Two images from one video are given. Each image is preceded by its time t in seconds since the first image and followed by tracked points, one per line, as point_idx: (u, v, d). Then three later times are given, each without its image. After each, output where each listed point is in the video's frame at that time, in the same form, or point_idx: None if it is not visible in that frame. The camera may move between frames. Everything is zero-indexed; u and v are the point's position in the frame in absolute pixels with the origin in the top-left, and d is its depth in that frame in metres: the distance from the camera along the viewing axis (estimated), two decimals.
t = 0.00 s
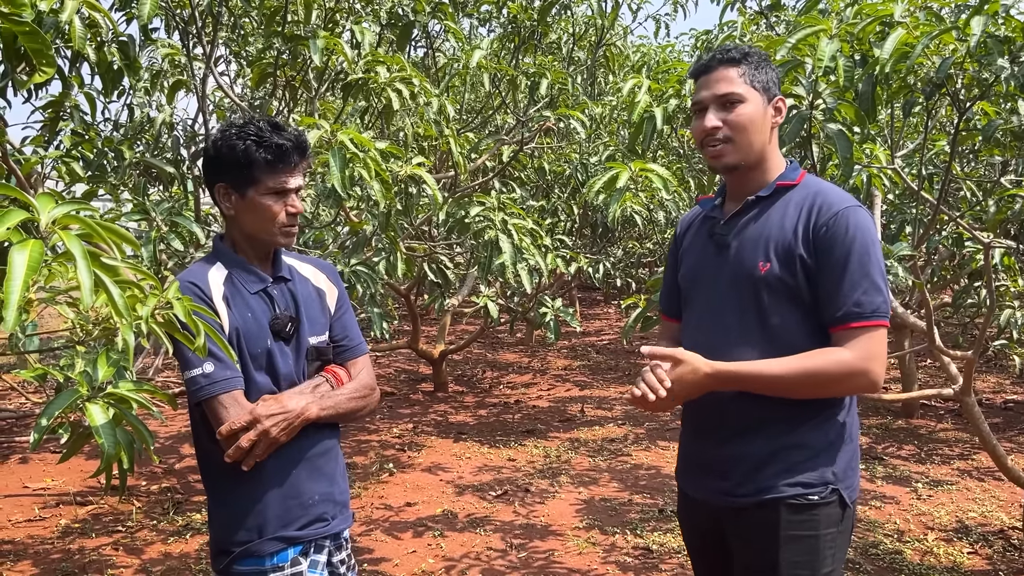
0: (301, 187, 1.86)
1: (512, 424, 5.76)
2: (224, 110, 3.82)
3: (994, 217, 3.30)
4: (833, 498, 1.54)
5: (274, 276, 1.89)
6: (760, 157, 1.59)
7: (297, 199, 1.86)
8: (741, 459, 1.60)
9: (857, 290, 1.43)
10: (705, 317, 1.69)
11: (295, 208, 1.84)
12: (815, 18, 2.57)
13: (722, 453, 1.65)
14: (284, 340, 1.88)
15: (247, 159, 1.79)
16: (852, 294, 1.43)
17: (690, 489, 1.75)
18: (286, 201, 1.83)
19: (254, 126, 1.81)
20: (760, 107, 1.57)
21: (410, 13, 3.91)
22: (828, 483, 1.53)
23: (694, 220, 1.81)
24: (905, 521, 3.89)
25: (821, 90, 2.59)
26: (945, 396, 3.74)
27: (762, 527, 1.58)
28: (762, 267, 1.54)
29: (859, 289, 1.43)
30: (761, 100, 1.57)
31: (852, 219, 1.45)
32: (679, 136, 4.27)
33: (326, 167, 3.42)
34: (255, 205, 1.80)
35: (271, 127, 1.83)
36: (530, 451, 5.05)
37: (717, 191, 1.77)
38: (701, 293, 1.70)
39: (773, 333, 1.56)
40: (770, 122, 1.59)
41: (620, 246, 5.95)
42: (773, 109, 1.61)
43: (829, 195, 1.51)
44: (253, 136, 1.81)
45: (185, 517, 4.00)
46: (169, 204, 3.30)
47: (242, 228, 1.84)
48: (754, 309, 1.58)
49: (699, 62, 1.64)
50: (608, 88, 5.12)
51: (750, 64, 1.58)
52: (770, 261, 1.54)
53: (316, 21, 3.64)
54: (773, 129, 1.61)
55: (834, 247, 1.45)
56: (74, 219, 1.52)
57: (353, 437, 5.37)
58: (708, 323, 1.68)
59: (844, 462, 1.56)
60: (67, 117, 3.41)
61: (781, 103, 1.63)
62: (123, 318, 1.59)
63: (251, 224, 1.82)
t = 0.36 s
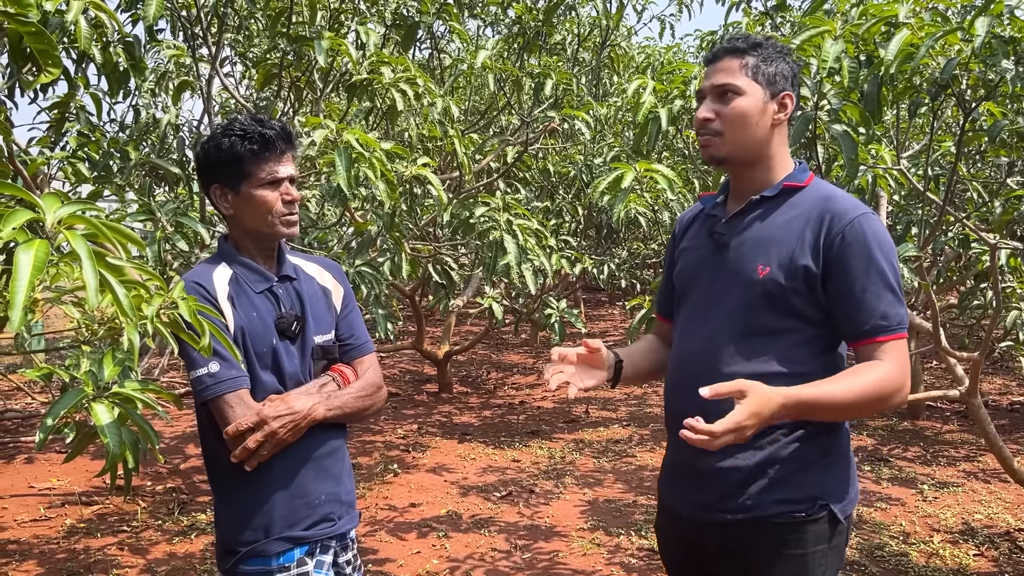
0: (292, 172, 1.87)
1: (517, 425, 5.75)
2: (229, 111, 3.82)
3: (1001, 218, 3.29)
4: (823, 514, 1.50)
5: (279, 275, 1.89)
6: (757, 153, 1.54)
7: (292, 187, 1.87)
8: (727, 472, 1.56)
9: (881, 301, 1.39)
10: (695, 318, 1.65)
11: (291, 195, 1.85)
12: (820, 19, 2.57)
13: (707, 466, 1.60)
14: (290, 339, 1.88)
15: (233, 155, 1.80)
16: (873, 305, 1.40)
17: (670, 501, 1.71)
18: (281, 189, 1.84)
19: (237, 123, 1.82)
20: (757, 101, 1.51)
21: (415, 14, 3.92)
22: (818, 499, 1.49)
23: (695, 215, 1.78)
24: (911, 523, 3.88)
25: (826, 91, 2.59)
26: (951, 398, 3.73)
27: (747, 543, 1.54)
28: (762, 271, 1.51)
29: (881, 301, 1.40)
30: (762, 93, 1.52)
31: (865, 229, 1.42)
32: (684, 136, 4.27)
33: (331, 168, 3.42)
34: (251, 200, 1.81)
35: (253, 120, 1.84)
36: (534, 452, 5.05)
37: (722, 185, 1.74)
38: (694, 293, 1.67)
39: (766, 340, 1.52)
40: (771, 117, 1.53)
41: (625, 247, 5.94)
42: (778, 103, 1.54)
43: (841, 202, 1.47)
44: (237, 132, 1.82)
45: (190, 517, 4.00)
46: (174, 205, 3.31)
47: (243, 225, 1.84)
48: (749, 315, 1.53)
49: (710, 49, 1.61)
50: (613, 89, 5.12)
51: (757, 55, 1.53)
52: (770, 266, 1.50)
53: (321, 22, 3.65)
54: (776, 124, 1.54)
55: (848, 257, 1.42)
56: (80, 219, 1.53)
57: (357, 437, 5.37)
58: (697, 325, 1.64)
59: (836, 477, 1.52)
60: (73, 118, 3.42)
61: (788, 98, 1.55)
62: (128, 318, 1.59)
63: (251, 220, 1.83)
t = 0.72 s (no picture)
0: (303, 171, 1.89)
1: (522, 426, 5.75)
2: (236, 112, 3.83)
3: (1007, 219, 3.28)
4: (809, 527, 1.48)
5: (286, 275, 1.89)
6: (730, 164, 1.51)
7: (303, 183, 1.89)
8: (708, 479, 1.56)
9: (842, 331, 1.32)
10: (684, 322, 1.63)
11: (305, 192, 1.87)
12: (824, 21, 2.56)
13: (691, 469, 1.60)
14: (295, 340, 1.88)
15: (245, 157, 1.81)
16: (834, 335, 1.33)
17: (656, 498, 1.72)
18: (295, 186, 1.86)
19: (242, 124, 1.83)
20: (707, 114, 1.48)
21: (421, 15, 3.92)
22: (803, 511, 1.48)
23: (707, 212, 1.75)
24: (917, 525, 3.87)
25: (831, 92, 2.58)
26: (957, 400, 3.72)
27: (730, 550, 1.55)
28: (742, 284, 1.47)
29: (844, 331, 1.32)
30: (713, 104, 1.47)
31: (845, 249, 1.33)
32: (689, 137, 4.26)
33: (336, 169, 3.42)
34: (266, 200, 1.82)
35: (256, 121, 1.85)
36: (539, 453, 5.05)
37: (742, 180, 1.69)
38: (687, 297, 1.65)
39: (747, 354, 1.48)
40: (725, 128, 1.47)
41: (630, 248, 5.94)
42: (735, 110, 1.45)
43: (828, 215, 1.39)
44: (244, 134, 1.82)
45: (196, 517, 4.01)
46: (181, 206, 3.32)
47: (257, 227, 1.85)
48: (730, 326, 1.50)
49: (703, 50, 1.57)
50: (618, 90, 5.12)
51: (715, 62, 1.47)
52: (750, 280, 1.46)
53: (328, 23, 3.66)
54: (740, 132, 1.46)
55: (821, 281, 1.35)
56: (89, 219, 1.53)
57: (363, 439, 5.37)
58: (686, 330, 1.62)
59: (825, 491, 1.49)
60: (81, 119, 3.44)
61: (742, 104, 1.44)
62: (135, 318, 1.59)
63: (266, 220, 1.84)
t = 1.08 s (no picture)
0: (310, 173, 1.89)
1: (526, 427, 5.75)
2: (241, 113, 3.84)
3: (1013, 221, 3.27)
4: (766, 528, 1.49)
5: (293, 277, 1.90)
6: (707, 161, 1.51)
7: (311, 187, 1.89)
8: (669, 478, 1.56)
9: (816, 347, 1.34)
10: (649, 322, 1.62)
11: (312, 195, 1.87)
12: (829, 22, 2.55)
13: (652, 468, 1.59)
14: (303, 342, 1.89)
15: (254, 159, 1.81)
16: (809, 350, 1.34)
17: (618, 495, 1.72)
18: (302, 189, 1.86)
19: (251, 126, 1.83)
20: (688, 107, 1.48)
21: (426, 17, 3.93)
22: (763, 510, 1.48)
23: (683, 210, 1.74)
24: (923, 527, 3.86)
25: (836, 94, 2.57)
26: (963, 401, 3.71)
27: (694, 548, 1.54)
28: (708, 290, 1.46)
29: (818, 347, 1.34)
30: (694, 99, 1.47)
31: (816, 263, 1.33)
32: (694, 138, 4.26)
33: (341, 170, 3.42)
34: (273, 202, 1.82)
35: (266, 122, 1.85)
36: (544, 454, 5.05)
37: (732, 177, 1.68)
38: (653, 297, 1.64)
39: (711, 358, 1.48)
40: (703, 124, 1.46)
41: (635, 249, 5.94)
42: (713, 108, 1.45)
43: (800, 225, 1.39)
44: (253, 136, 1.82)
45: (201, 518, 4.02)
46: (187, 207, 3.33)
47: (265, 229, 1.86)
48: (695, 330, 1.50)
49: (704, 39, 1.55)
50: (623, 91, 5.12)
51: (703, 58, 1.46)
52: (716, 286, 1.45)
53: (333, 25, 3.66)
54: (717, 131, 1.46)
55: (792, 295, 1.35)
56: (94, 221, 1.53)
57: (367, 439, 5.38)
58: (651, 330, 1.61)
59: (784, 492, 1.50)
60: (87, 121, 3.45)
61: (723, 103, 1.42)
62: (142, 320, 1.59)
63: (274, 222, 1.84)
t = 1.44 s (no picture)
0: (309, 173, 1.89)
1: (531, 427, 5.75)
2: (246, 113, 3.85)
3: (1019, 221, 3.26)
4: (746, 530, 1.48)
5: (298, 278, 1.90)
6: (694, 164, 1.51)
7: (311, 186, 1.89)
8: (658, 477, 1.57)
9: (775, 340, 1.31)
10: (645, 322, 1.64)
11: (311, 195, 1.87)
12: (835, 23, 2.54)
13: (643, 467, 1.61)
14: (308, 342, 1.89)
15: (251, 160, 1.82)
16: (769, 344, 1.32)
17: (617, 494, 1.74)
18: (301, 189, 1.86)
19: (249, 127, 1.84)
20: (672, 114, 1.48)
21: (431, 17, 3.93)
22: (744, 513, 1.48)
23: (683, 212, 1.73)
24: (928, 529, 3.85)
25: (842, 95, 2.57)
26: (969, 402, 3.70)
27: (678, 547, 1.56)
28: (691, 288, 1.46)
29: (777, 340, 1.31)
30: (676, 104, 1.47)
31: (788, 260, 1.31)
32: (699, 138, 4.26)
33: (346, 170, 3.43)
34: (272, 203, 1.83)
35: (264, 123, 1.86)
36: (548, 455, 5.05)
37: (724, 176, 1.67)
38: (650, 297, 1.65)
39: (695, 358, 1.48)
40: (689, 127, 1.46)
41: (640, 250, 5.93)
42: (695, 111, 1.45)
43: (779, 224, 1.37)
44: (251, 137, 1.84)
45: (207, 517, 4.03)
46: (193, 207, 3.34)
47: (266, 229, 1.86)
48: (680, 329, 1.50)
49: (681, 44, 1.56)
50: (629, 91, 5.12)
51: (680, 62, 1.46)
52: (698, 285, 1.45)
53: (338, 25, 3.67)
54: (702, 133, 1.46)
55: (761, 289, 1.33)
56: (102, 220, 1.54)
57: (372, 439, 5.39)
58: (645, 330, 1.62)
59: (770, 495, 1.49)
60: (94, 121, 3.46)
61: (704, 102, 1.43)
62: (149, 319, 1.59)
63: (274, 223, 1.85)
